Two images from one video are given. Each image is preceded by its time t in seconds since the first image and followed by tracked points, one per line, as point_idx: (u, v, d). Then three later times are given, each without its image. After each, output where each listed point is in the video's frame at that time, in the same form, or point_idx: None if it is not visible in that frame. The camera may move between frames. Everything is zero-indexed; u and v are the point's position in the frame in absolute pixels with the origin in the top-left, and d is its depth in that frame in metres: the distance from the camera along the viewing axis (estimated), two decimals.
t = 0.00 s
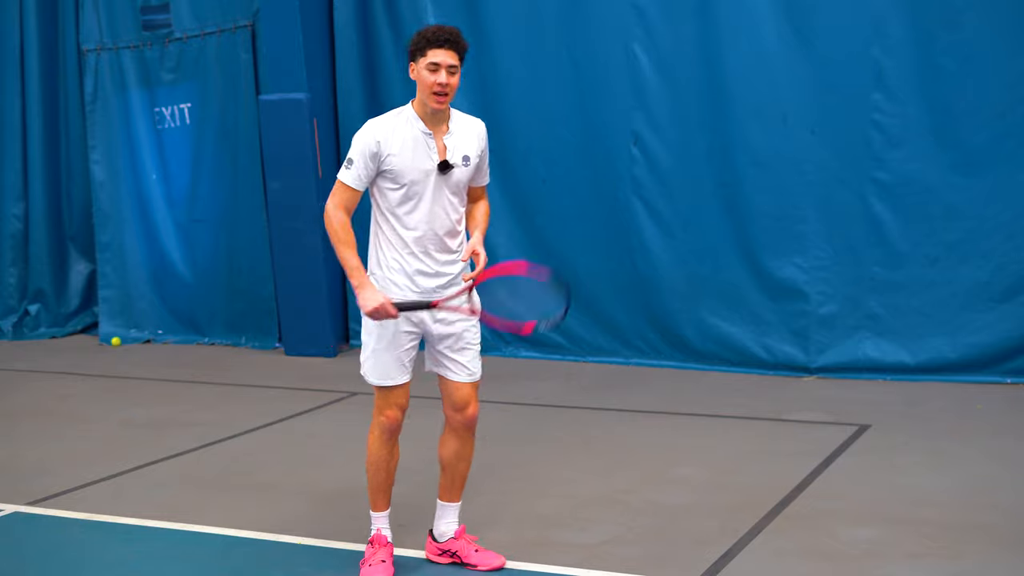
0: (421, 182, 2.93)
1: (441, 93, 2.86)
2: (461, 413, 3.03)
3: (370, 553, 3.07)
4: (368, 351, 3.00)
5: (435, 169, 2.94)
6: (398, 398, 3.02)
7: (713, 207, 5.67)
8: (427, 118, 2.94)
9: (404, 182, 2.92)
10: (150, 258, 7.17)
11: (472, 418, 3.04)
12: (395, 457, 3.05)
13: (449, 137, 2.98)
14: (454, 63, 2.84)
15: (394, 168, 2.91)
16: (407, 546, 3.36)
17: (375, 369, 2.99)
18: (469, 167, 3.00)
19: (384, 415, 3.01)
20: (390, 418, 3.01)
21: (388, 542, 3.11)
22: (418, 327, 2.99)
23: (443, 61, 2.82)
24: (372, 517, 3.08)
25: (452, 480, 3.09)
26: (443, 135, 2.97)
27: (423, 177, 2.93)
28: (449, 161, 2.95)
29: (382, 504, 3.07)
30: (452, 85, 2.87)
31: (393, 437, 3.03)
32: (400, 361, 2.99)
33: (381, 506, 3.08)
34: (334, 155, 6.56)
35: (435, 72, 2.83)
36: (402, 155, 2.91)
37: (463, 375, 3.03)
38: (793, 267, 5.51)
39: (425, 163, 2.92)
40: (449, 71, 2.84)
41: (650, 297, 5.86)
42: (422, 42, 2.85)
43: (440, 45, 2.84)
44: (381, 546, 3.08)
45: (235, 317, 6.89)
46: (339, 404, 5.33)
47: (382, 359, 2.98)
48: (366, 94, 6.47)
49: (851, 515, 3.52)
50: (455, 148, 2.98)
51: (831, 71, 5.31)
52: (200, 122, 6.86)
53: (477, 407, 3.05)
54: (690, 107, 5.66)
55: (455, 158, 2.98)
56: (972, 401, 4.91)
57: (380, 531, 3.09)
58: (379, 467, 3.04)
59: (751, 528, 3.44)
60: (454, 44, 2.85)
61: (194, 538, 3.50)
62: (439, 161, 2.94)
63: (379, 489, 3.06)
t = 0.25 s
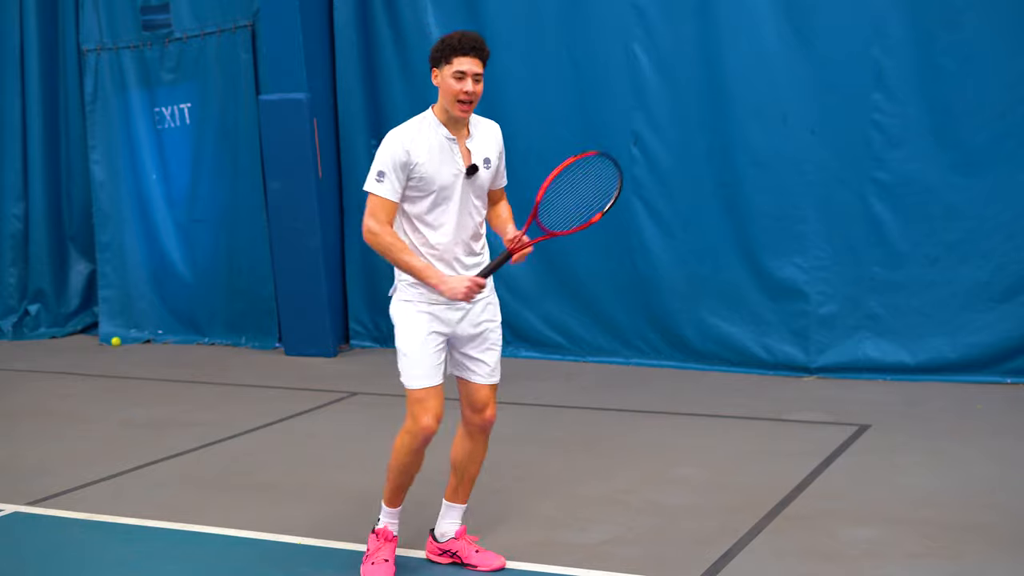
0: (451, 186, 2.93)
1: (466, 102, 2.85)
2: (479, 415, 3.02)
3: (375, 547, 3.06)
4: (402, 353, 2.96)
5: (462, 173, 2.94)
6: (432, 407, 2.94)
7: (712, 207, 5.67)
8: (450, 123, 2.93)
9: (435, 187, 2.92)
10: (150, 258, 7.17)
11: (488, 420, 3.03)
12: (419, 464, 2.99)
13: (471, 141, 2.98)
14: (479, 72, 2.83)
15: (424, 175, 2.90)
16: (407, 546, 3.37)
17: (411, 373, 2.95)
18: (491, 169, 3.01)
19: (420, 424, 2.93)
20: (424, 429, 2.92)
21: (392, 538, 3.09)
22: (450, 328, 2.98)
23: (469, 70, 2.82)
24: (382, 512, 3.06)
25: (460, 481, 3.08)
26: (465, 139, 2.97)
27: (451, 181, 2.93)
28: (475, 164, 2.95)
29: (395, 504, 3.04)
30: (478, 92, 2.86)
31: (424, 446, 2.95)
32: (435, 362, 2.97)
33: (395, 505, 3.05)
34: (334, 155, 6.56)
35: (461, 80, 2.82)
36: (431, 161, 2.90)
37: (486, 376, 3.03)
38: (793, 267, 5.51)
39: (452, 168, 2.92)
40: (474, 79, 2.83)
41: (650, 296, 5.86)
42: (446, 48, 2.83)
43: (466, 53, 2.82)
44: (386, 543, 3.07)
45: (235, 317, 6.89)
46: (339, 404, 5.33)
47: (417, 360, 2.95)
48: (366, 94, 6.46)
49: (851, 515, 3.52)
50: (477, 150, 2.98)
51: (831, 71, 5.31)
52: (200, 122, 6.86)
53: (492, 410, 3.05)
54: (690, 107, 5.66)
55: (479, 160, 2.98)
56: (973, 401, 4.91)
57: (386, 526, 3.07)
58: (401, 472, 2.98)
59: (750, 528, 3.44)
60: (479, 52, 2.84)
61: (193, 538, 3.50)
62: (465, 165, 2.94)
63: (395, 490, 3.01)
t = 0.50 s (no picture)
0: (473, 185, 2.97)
1: (485, 106, 2.85)
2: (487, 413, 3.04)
3: (434, 558, 3.04)
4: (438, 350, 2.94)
5: (484, 173, 2.99)
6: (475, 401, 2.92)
7: (712, 207, 5.67)
8: (467, 123, 2.95)
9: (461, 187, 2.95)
10: (150, 258, 7.18)
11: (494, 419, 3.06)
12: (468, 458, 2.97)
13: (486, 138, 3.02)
14: (499, 77, 2.83)
15: (456, 177, 2.92)
16: (407, 546, 3.37)
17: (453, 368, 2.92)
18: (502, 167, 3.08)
19: (467, 420, 2.89)
20: (473, 424, 2.89)
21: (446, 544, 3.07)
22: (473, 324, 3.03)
23: (489, 76, 2.81)
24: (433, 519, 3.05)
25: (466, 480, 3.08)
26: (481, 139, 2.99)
27: (476, 181, 2.97)
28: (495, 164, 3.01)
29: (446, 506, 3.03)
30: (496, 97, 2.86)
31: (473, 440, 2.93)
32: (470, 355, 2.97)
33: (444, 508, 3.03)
34: (334, 155, 6.56)
35: (482, 86, 2.82)
36: (458, 162, 2.91)
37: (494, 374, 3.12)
38: (793, 267, 5.51)
39: (477, 168, 2.96)
40: (494, 84, 2.83)
41: (650, 296, 5.86)
42: (468, 52, 2.82)
43: (488, 58, 2.81)
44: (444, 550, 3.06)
45: (235, 317, 6.89)
46: (339, 404, 5.33)
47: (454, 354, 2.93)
48: (366, 94, 6.47)
49: (851, 515, 3.52)
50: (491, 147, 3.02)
51: (830, 71, 5.31)
52: (200, 122, 6.86)
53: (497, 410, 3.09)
54: (689, 107, 5.66)
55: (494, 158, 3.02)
56: (973, 401, 4.91)
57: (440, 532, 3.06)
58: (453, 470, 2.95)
59: (749, 528, 3.44)
60: (501, 57, 2.83)
61: (193, 539, 3.50)
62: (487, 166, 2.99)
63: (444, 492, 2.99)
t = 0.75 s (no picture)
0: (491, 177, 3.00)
1: (500, 105, 2.86)
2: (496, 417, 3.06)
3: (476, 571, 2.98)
4: (457, 355, 2.93)
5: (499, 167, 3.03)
6: (489, 403, 2.93)
7: (712, 207, 5.67)
8: (480, 117, 2.96)
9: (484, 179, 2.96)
10: (150, 258, 7.18)
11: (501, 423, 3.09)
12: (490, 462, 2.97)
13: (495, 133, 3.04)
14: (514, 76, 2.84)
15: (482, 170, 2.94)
16: (407, 547, 3.37)
17: (472, 374, 2.92)
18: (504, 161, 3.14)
19: (484, 424, 2.91)
20: (490, 427, 2.91)
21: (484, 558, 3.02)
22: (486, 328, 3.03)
23: (504, 75, 2.82)
24: (468, 535, 2.99)
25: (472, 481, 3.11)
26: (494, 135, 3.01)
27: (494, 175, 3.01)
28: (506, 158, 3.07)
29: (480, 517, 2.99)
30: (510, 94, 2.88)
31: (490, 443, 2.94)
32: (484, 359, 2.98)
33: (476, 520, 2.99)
34: (334, 155, 6.56)
35: (498, 84, 2.83)
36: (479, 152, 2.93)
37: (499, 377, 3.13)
38: (793, 267, 5.51)
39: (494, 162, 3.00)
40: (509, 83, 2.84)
41: (650, 296, 5.86)
42: (483, 50, 2.82)
43: (503, 56, 2.81)
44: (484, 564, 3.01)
45: (235, 317, 6.89)
46: (339, 404, 5.33)
47: (472, 359, 2.93)
48: (365, 94, 6.47)
49: (851, 515, 3.52)
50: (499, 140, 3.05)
51: (830, 71, 5.31)
52: (200, 122, 6.86)
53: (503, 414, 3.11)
54: (689, 108, 5.66)
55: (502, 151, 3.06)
56: (973, 401, 4.91)
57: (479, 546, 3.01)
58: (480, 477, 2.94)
59: (749, 528, 3.44)
60: (516, 56, 2.84)
61: (193, 539, 3.50)
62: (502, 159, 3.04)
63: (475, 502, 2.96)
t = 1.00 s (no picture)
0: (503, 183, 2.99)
1: (514, 105, 2.86)
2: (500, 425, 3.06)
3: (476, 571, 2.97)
4: (452, 359, 2.91)
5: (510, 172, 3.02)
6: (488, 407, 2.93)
7: (712, 207, 5.67)
8: (495, 119, 2.94)
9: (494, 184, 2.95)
10: (150, 258, 7.18)
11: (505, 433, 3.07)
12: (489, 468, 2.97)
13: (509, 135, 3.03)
14: (529, 77, 2.83)
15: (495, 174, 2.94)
16: (407, 546, 3.37)
17: (466, 378, 2.90)
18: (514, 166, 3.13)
19: (482, 429, 2.91)
20: (486, 432, 2.91)
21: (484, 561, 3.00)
22: (484, 332, 2.99)
23: (519, 74, 2.81)
24: (467, 537, 2.98)
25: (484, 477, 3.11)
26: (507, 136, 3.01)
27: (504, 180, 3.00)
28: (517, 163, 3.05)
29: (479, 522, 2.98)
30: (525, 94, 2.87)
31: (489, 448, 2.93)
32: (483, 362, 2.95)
33: (476, 524, 2.97)
34: (334, 155, 6.56)
35: (512, 84, 2.83)
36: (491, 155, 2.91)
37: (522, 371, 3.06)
38: (793, 267, 5.51)
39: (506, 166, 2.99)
40: (523, 83, 2.84)
41: (650, 296, 5.86)
42: (498, 50, 2.81)
43: (519, 56, 2.80)
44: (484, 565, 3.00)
45: (235, 317, 6.89)
46: (339, 404, 5.33)
47: (468, 364, 2.91)
48: (365, 94, 6.47)
49: (851, 515, 3.52)
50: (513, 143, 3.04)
51: (830, 71, 5.31)
52: (200, 122, 6.86)
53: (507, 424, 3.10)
54: (689, 108, 5.66)
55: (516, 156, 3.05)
56: (972, 401, 4.91)
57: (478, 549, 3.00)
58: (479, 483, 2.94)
59: (749, 528, 3.44)
60: (531, 55, 2.83)
61: (193, 539, 3.50)
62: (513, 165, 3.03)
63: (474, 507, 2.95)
